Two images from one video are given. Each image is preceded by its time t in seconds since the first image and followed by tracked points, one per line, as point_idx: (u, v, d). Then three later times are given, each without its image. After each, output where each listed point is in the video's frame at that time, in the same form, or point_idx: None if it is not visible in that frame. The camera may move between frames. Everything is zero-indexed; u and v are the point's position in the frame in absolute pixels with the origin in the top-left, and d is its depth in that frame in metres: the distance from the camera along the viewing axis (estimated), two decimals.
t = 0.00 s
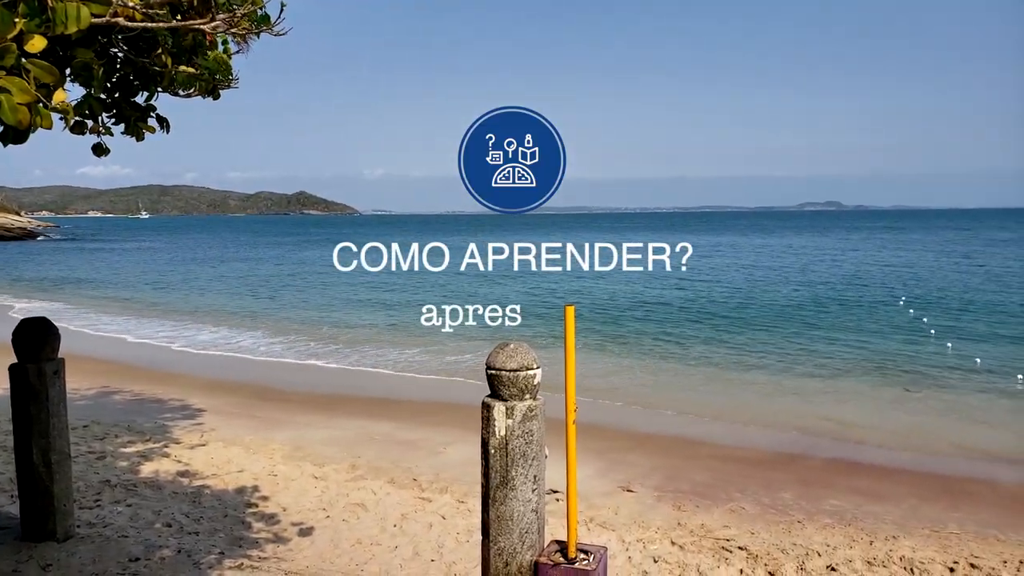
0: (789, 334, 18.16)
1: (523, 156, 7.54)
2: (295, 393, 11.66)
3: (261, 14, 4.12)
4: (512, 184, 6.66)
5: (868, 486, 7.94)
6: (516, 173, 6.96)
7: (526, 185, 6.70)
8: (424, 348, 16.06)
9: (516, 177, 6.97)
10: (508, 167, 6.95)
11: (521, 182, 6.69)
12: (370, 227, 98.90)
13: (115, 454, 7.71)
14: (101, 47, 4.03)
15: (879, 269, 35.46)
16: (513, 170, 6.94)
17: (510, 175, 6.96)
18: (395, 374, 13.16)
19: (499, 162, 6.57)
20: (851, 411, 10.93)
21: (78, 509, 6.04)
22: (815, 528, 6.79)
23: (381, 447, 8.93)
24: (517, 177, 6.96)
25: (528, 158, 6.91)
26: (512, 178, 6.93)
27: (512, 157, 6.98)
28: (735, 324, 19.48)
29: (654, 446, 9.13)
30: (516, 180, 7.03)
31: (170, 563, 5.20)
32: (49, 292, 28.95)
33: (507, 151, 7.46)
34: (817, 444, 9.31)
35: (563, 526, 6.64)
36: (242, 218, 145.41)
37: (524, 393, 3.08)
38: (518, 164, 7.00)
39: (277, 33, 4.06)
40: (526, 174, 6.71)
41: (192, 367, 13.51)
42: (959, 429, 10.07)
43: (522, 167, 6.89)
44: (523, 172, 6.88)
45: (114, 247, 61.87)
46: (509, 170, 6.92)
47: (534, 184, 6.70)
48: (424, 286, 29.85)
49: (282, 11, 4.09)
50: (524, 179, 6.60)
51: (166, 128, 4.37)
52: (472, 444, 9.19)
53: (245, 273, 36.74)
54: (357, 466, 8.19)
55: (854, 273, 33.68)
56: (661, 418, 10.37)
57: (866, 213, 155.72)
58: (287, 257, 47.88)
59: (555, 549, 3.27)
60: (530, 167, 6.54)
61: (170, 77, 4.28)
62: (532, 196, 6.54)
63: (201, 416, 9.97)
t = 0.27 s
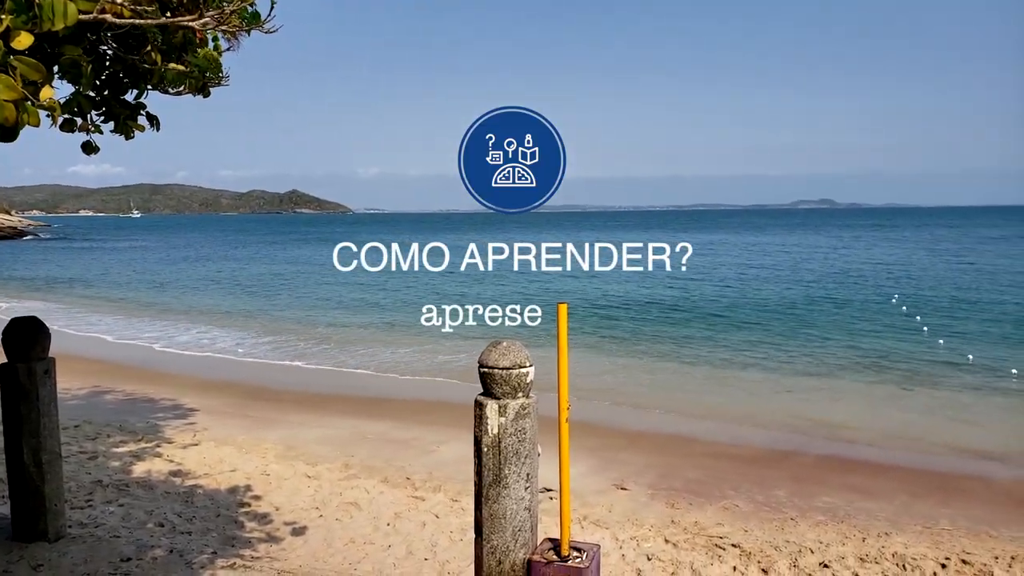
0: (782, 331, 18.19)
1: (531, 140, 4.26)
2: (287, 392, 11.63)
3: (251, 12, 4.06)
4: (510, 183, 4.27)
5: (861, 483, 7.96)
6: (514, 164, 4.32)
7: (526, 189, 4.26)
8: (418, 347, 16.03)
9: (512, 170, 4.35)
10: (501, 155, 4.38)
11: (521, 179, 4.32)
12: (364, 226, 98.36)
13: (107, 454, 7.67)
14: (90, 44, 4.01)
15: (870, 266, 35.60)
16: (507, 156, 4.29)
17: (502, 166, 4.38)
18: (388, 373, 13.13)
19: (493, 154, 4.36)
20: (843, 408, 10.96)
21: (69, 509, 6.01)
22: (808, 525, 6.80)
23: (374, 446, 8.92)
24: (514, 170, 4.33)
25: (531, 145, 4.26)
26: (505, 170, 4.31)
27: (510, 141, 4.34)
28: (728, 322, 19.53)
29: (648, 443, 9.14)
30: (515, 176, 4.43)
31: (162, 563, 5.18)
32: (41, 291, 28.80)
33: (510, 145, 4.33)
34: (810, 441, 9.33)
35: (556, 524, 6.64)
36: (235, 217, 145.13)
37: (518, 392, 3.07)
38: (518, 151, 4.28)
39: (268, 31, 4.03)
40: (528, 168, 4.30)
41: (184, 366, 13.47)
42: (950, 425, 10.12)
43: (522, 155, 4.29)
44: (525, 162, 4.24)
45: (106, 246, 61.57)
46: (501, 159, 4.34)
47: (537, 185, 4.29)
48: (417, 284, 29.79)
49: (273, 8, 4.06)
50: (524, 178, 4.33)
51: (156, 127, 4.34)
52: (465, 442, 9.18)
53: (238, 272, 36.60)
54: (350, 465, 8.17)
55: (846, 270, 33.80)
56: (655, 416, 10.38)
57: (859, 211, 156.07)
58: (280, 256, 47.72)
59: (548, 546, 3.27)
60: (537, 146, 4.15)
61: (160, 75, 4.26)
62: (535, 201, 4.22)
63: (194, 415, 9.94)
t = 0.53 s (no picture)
0: (767, 328, 18.27)
1: (529, 144, 5.17)
2: (272, 391, 11.54)
3: (234, 8, 4.00)
4: (510, 178, 5.13)
5: (846, 479, 8.00)
6: (516, 162, 5.14)
7: (523, 184, 5.14)
8: (404, 346, 15.95)
9: (514, 168, 5.20)
10: (506, 155, 5.26)
11: (519, 177, 5.17)
12: (350, 224, 97.77)
13: (89, 455, 7.58)
14: (68, 39, 3.94)
15: (854, 263, 35.85)
16: (511, 155, 5.14)
17: (507, 165, 5.25)
18: (374, 372, 13.05)
19: (500, 154, 5.22)
20: (828, 404, 11.01)
21: (50, 511, 5.93)
22: (794, 520, 6.83)
23: (360, 446, 8.87)
24: (514, 169, 5.16)
25: (529, 148, 5.17)
26: (509, 167, 5.16)
27: (515, 142, 5.20)
28: (713, 319, 19.61)
29: (634, 440, 9.15)
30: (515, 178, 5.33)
31: (145, 565, 5.12)
32: (21, 290, 28.42)
33: (512, 148, 5.24)
34: (795, 437, 9.37)
35: (544, 523, 6.63)
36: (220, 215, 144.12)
37: (504, 389, 3.04)
38: (519, 150, 5.12)
39: (252, 26, 3.96)
40: (525, 168, 5.12)
41: (168, 366, 13.35)
42: (933, 420, 10.20)
43: (523, 157, 5.17)
44: (525, 161, 5.10)
45: (87, 245, 60.90)
46: (507, 157, 5.22)
47: (531, 183, 5.18)
48: (404, 282, 29.66)
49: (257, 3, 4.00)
50: (524, 176, 4.99)
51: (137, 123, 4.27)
52: (452, 441, 9.14)
53: (222, 270, 36.30)
54: (336, 465, 8.12)
55: (830, 267, 34.02)
56: (642, 413, 10.38)
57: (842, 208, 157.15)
58: (264, 254, 47.35)
59: (535, 544, 3.25)
60: (533, 151, 4.89)
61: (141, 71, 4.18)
62: (531, 191, 5.09)
63: (178, 416, 9.84)
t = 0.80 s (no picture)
0: (754, 327, 18.38)
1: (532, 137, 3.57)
2: (260, 392, 11.50)
3: (219, 7, 3.96)
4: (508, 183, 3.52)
5: (833, 476, 8.06)
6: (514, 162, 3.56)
7: (527, 190, 3.53)
8: (392, 345, 15.94)
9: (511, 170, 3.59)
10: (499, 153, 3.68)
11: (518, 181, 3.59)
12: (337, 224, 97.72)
13: (74, 457, 7.52)
14: (51, 38, 3.91)
15: (841, 262, 36.10)
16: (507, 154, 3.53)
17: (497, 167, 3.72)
18: (362, 372, 13.02)
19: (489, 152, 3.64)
20: (814, 403, 11.09)
21: (34, 514, 5.88)
22: (781, 518, 6.87)
23: (348, 446, 8.85)
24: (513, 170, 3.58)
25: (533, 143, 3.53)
26: (503, 169, 3.57)
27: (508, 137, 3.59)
28: (701, 318, 19.70)
29: (623, 439, 9.16)
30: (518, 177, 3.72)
31: (131, 568, 5.08)
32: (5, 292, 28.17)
33: (508, 141, 3.59)
34: (782, 435, 9.43)
35: (532, 522, 6.63)
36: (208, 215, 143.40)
37: (493, 389, 3.04)
38: (518, 149, 3.54)
39: (237, 25, 3.93)
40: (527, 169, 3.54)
41: (155, 367, 13.28)
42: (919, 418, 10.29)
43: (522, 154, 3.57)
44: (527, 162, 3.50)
45: (71, 246, 60.43)
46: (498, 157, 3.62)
47: (539, 186, 3.53)
48: (392, 282, 29.63)
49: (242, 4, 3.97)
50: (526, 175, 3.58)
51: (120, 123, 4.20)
52: (440, 441, 9.13)
53: (209, 271, 36.12)
54: (324, 466, 8.09)
55: (817, 266, 34.26)
56: (630, 412, 10.41)
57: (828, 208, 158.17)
58: (251, 254, 47.18)
59: (523, 544, 3.25)
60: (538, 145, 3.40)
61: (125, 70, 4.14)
62: (535, 203, 3.53)
63: (164, 417, 9.77)
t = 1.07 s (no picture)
0: (743, 326, 18.44)
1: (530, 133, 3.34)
2: (249, 394, 11.47)
3: (205, 9, 3.94)
4: (508, 183, 3.38)
5: (821, 475, 8.10)
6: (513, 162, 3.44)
7: (527, 190, 3.42)
8: (382, 347, 15.90)
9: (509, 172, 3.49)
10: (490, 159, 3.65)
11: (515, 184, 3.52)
12: (327, 225, 97.42)
13: (61, 461, 7.47)
14: (35, 39, 3.89)
15: (829, 262, 36.33)
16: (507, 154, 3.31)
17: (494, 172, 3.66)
18: (351, 374, 13.00)
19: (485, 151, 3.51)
20: (803, 401, 11.15)
21: (21, 519, 5.84)
22: (770, 517, 6.90)
23: (338, 448, 8.83)
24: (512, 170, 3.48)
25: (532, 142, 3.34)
26: (503, 169, 3.42)
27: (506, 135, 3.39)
28: (691, 318, 19.79)
29: (612, 439, 9.19)
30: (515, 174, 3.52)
31: (119, 572, 5.06)
32: None
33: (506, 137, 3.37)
34: (771, 434, 9.47)
35: (523, 523, 6.64)
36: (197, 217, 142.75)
37: (481, 390, 3.05)
38: (518, 149, 3.35)
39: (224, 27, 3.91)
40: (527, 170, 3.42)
41: (143, 369, 13.22)
42: (907, 416, 10.36)
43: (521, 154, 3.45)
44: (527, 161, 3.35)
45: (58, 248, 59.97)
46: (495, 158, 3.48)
47: (539, 187, 3.43)
48: (383, 283, 29.58)
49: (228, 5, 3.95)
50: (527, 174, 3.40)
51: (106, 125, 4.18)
52: (430, 443, 9.13)
53: (198, 273, 35.95)
54: (314, 468, 8.08)
55: (805, 266, 34.46)
56: (620, 412, 10.43)
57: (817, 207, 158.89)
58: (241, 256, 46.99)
59: (513, 544, 3.26)
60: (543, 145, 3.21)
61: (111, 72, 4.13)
62: (536, 205, 3.44)
63: (152, 420, 9.73)
